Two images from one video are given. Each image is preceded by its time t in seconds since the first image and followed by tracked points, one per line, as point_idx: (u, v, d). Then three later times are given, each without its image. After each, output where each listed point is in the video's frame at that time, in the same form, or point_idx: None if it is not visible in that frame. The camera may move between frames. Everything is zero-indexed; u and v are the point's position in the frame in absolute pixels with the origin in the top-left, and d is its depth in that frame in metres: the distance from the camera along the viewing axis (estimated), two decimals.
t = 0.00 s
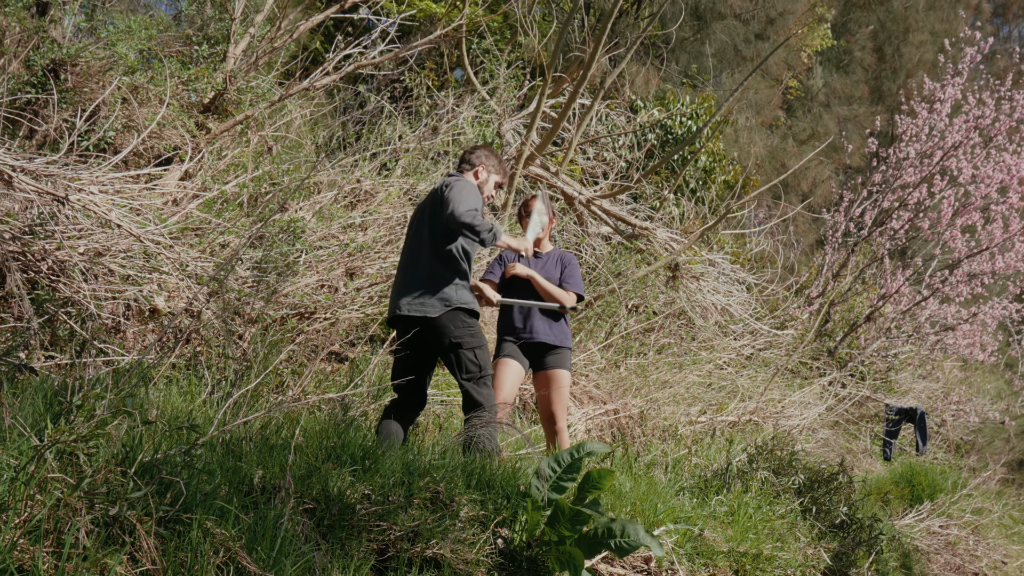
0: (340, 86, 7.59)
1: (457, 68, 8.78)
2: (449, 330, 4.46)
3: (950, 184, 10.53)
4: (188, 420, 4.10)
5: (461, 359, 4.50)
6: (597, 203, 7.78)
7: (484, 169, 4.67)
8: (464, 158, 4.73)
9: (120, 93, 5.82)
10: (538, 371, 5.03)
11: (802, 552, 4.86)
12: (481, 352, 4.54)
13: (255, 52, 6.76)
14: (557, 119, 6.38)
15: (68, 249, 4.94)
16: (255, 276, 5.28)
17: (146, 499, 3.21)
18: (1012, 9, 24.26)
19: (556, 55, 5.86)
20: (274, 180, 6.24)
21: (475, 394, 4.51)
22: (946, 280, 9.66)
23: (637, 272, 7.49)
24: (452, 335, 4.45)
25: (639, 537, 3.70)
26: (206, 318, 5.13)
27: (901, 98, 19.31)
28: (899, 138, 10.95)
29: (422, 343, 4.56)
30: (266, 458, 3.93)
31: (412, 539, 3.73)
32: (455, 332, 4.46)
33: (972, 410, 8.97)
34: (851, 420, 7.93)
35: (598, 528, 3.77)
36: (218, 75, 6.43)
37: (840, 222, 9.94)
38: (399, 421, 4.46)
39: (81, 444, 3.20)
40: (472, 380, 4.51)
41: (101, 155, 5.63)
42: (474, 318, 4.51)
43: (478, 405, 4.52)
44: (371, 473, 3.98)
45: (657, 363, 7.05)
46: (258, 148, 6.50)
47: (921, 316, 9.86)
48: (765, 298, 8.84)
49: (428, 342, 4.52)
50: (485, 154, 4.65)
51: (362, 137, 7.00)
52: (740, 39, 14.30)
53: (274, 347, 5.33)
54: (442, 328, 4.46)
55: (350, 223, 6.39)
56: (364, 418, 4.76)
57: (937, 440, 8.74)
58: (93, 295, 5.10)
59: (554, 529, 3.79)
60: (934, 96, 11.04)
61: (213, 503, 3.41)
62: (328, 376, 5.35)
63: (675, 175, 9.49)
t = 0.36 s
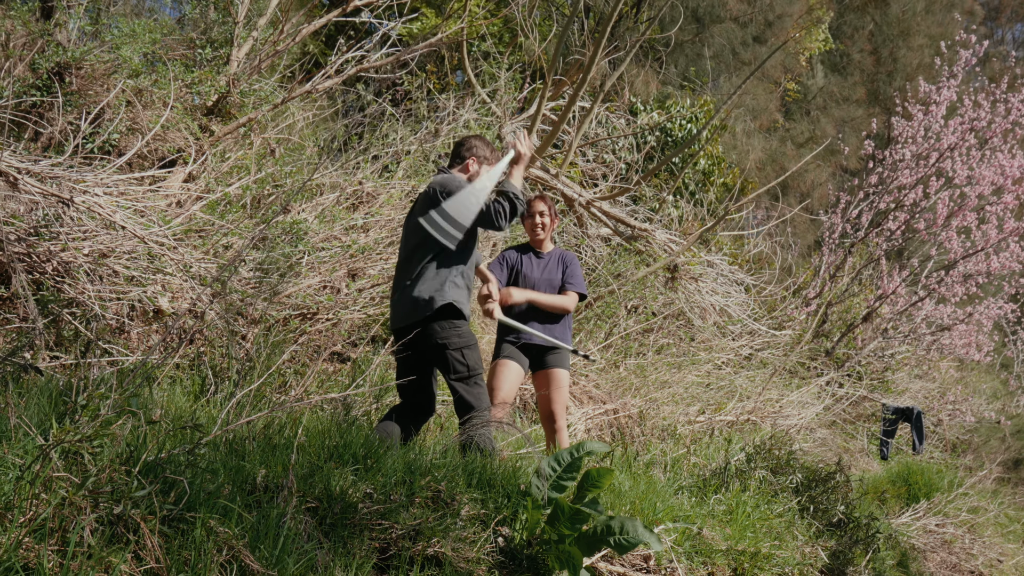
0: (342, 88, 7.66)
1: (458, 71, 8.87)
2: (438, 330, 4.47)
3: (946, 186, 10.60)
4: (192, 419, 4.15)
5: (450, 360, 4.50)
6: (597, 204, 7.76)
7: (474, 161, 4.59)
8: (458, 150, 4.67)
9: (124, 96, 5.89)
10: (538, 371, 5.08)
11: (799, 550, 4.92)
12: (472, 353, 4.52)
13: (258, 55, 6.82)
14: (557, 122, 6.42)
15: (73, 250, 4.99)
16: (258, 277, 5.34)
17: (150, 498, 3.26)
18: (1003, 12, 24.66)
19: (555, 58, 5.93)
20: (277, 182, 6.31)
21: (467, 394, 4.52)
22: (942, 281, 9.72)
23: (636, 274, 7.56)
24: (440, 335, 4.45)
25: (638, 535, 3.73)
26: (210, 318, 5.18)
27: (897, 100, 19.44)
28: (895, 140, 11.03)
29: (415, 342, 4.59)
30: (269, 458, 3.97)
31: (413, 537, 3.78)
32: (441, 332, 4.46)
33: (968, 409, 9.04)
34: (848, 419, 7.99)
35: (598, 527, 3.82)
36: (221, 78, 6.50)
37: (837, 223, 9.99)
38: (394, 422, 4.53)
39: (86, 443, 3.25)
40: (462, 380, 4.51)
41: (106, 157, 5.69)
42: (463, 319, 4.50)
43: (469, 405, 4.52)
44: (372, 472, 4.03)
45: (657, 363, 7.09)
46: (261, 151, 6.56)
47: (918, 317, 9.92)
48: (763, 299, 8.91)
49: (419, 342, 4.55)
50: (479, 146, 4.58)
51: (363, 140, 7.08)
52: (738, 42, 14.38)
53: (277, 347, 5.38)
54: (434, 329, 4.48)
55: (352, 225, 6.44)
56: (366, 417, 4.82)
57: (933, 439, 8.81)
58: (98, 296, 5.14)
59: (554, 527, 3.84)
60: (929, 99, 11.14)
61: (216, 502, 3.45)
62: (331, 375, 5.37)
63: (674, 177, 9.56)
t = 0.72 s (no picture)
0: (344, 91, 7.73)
1: (459, 74, 8.93)
2: (434, 336, 4.59)
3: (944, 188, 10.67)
4: (196, 419, 4.19)
5: (447, 363, 4.62)
6: (596, 206, 7.90)
7: (487, 176, 4.73)
8: (469, 163, 4.79)
9: (128, 98, 5.94)
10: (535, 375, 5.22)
11: (797, 548, 4.96)
12: (468, 355, 4.65)
13: (261, 58, 6.87)
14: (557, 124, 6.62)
15: (77, 251, 5.04)
16: (262, 278, 5.40)
17: (154, 497, 3.30)
18: (997, 17, 24.92)
19: (555, 61, 6.01)
20: (280, 184, 6.37)
21: (466, 394, 4.64)
22: (938, 282, 9.78)
23: (636, 275, 7.62)
24: (437, 342, 4.58)
25: (636, 533, 3.78)
26: (214, 319, 5.23)
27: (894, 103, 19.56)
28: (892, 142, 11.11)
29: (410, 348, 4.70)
30: (272, 457, 4.01)
31: (415, 535, 3.83)
32: (438, 338, 4.58)
33: (964, 409, 9.10)
34: (845, 419, 8.05)
35: (598, 524, 3.85)
36: (225, 81, 6.55)
37: (835, 225, 10.05)
38: (396, 423, 4.58)
39: (91, 442, 3.28)
40: (458, 383, 4.63)
41: (110, 159, 5.74)
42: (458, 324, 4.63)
43: (467, 405, 4.64)
44: (374, 472, 4.08)
45: (655, 364, 7.14)
46: (264, 153, 6.61)
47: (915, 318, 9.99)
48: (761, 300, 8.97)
49: (416, 349, 4.66)
50: (493, 162, 4.69)
51: (365, 142, 7.15)
52: (736, 44, 14.46)
53: (280, 347, 5.43)
54: (427, 337, 4.60)
55: (355, 226, 6.49)
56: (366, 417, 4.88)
57: (929, 438, 8.87)
58: (103, 297, 5.18)
59: (554, 526, 3.90)
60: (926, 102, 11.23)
61: (219, 501, 3.50)
62: (333, 375, 5.42)
63: (673, 178, 9.62)
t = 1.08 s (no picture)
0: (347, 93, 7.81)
1: (460, 77, 9.01)
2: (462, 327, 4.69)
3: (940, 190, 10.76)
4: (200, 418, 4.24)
5: (470, 357, 4.69)
6: (596, 208, 8.10)
7: (479, 153, 4.97)
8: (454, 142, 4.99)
9: (132, 101, 5.99)
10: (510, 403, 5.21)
11: (795, 547, 5.01)
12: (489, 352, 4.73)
13: (264, 61, 6.93)
14: (558, 126, 6.67)
15: (82, 253, 5.09)
16: (265, 279, 5.48)
17: (158, 496, 3.33)
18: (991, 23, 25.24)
19: (557, 65, 6.08)
20: (283, 186, 6.43)
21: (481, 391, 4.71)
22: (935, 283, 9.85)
23: (635, 276, 7.68)
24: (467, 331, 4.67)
25: (636, 532, 3.83)
26: (217, 320, 5.27)
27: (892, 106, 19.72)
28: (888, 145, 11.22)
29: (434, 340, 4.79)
30: (275, 456, 4.05)
31: (416, 534, 3.89)
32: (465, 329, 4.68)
33: (960, 409, 9.15)
34: (843, 419, 8.10)
35: (597, 523, 3.90)
36: (228, 84, 6.62)
37: (832, 226, 10.11)
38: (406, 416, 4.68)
39: (96, 441, 3.33)
40: (480, 378, 4.69)
41: (115, 161, 5.78)
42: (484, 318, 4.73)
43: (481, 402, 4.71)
44: (376, 471, 4.12)
45: (655, 364, 7.16)
46: (266, 155, 6.67)
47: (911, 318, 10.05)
48: (759, 301, 9.01)
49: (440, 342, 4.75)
50: (474, 142, 4.92)
51: (367, 144, 7.21)
52: (735, 48, 14.57)
53: (282, 347, 5.48)
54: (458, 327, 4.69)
55: (357, 227, 6.54)
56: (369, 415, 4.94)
57: (926, 438, 8.92)
58: (107, 298, 5.22)
59: (554, 524, 3.95)
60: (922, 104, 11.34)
61: (223, 500, 3.54)
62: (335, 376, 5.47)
63: (672, 180, 9.69)
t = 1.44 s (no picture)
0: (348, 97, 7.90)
1: (461, 80, 9.11)
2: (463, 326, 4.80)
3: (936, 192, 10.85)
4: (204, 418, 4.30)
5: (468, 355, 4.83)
6: (596, 209, 8.21)
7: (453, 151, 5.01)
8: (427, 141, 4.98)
9: (137, 104, 6.06)
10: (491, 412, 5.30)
11: (793, 545, 5.06)
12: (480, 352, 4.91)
13: (267, 64, 7.01)
14: (557, 129, 6.74)
15: (87, 254, 5.15)
16: (267, 279, 5.55)
17: (162, 495, 3.37)
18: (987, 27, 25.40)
19: (556, 68, 6.15)
20: (285, 187, 6.52)
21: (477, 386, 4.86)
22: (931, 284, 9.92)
23: (635, 277, 7.74)
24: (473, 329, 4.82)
25: (636, 531, 3.89)
26: (220, 320, 5.33)
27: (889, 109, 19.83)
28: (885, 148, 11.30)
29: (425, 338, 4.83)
30: (277, 455, 4.10)
31: (418, 533, 3.93)
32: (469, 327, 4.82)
33: (956, 408, 9.20)
34: (840, 418, 8.16)
35: (597, 522, 3.96)
36: (231, 87, 6.72)
37: (830, 227, 10.18)
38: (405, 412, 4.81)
39: (100, 441, 3.37)
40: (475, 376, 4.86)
41: (119, 163, 5.85)
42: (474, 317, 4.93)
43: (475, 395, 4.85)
44: (377, 470, 4.18)
45: (654, 364, 7.19)
46: (269, 157, 6.75)
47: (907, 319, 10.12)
48: (757, 301, 9.07)
49: (443, 340, 4.81)
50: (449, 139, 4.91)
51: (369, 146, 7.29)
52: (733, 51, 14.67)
53: (285, 348, 5.55)
54: (459, 326, 4.78)
55: (358, 229, 6.64)
56: (371, 416, 4.99)
57: (923, 437, 8.98)
58: (112, 299, 5.27)
59: (555, 523, 4.00)
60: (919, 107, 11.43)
61: (226, 499, 3.58)
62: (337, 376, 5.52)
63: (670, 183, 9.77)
